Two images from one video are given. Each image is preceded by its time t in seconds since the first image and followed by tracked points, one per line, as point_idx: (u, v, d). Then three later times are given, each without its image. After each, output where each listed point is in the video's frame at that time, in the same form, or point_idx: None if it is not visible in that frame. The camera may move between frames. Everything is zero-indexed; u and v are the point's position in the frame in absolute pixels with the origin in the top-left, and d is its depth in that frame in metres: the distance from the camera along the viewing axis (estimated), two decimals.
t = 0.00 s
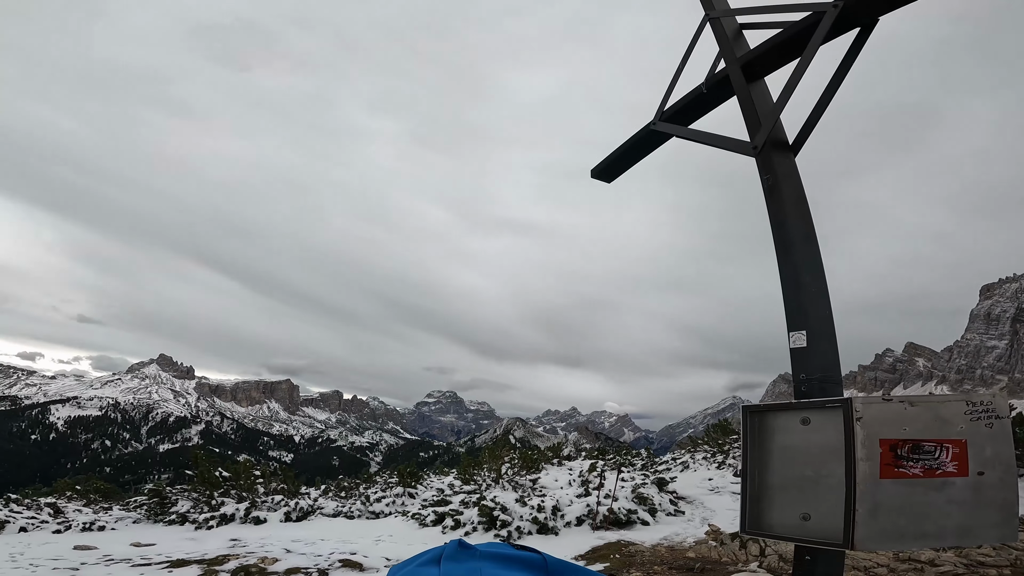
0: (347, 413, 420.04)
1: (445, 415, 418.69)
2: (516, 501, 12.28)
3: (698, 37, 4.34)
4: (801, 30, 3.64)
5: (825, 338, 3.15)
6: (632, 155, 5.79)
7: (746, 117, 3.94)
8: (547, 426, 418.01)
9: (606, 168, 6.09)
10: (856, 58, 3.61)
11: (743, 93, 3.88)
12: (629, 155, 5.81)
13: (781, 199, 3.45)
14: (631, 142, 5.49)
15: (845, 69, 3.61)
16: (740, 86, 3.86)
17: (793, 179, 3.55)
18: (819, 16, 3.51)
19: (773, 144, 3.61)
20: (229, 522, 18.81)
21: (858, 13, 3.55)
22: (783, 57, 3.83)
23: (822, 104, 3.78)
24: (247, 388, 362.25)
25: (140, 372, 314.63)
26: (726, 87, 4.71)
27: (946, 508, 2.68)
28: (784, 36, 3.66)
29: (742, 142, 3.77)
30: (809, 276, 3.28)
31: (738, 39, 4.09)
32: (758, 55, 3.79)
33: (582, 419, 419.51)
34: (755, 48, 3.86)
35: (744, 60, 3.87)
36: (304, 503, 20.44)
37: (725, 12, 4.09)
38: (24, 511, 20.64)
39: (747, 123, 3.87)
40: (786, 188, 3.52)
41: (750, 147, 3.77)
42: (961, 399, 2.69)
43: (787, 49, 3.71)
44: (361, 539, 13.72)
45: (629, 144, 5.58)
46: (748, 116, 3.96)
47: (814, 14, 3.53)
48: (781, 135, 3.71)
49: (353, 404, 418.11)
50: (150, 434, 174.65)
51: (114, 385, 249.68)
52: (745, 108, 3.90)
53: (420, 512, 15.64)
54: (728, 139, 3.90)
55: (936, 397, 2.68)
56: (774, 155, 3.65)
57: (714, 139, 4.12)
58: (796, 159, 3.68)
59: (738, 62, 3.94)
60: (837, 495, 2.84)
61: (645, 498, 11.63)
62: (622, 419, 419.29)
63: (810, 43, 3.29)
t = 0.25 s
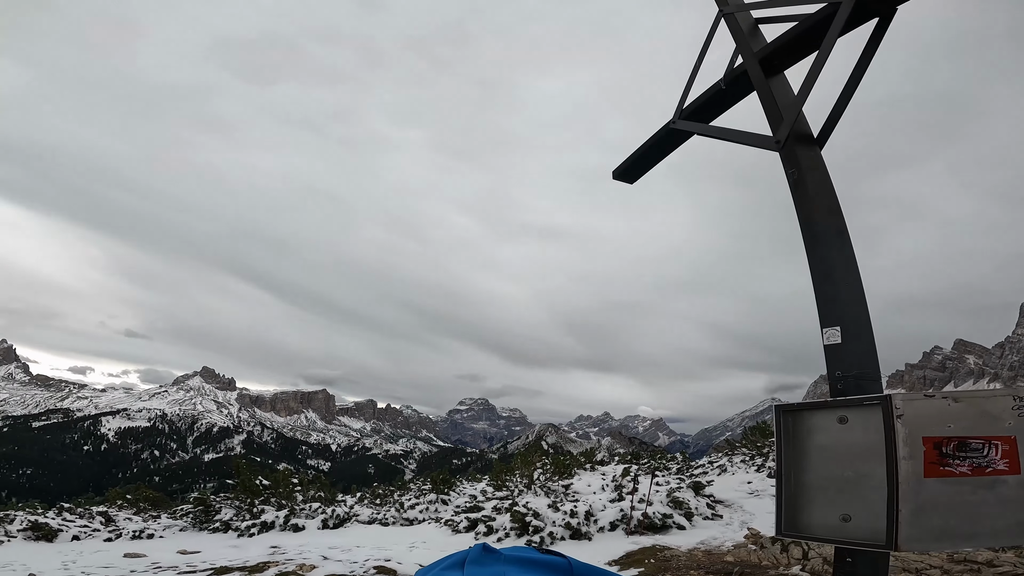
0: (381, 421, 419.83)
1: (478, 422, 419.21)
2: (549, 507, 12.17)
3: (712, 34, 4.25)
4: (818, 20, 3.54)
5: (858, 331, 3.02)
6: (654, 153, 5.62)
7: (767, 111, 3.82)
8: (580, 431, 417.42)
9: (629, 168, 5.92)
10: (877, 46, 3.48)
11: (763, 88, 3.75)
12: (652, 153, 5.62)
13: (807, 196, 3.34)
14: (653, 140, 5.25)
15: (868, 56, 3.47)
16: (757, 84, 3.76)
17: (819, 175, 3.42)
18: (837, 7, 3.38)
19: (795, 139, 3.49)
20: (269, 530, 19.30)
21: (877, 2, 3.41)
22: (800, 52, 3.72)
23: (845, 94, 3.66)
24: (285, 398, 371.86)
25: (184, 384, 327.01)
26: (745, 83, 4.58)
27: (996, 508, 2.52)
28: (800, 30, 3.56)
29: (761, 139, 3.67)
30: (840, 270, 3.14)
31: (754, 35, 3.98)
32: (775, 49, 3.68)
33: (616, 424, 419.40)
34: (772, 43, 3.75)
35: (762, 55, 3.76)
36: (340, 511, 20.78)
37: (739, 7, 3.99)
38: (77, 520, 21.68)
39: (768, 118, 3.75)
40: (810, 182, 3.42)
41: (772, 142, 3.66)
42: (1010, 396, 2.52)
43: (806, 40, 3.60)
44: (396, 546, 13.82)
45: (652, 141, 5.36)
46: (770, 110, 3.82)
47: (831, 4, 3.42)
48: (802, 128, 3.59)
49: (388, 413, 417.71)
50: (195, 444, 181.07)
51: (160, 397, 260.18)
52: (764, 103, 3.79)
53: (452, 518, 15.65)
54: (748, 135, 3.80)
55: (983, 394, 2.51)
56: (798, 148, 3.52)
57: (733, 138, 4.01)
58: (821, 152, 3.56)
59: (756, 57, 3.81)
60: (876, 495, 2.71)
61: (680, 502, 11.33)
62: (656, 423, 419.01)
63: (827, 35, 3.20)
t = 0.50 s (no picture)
0: (404, 425, 420.09)
1: (499, 425, 419.15)
2: (570, 510, 12.09)
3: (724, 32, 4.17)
4: (831, 17, 3.47)
5: (879, 331, 2.95)
6: (671, 154, 5.47)
7: (782, 112, 3.74)
8: (602, 433, 417.21)
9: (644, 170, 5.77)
10: (892, 42, 3.40)
11: (777, 87, 3.68)
12: (667, 153, 5.48)
13: (827, 193, 3.28)
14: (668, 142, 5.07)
15: (885, 49, 3.37)
16: (772, 81, 3.67)
17: (839, 176, 3.35)
18: (848, 2, 3.34)
19: (813, 138, 3.42)
20: (295, 533, 19.61)
21: None
22: (816, 47, 3.64)
23: (863, 91, 3.56)
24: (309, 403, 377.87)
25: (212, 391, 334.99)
26: (759, 82, 4.46)
27: None
28: (812, 26, 3.48)
29: (777, 138, 3.59)
30: (860, 271, 3.07)
31: (767, 32, 3.90)
32: (789, 46, 3.61)
33: (638, 425, 419.24)
34: (783, 40, 3.65)
35: (776, 53, 3.68)
36: (364, 515, 20.98)
37: (750, 6, 3.93)
38: (112, 525, 22.37)
39: (784, 116, 3.66)
40: (827, 180, 3.34)
41: (788, 142, 3.59)
42: None
43: (820, 36, 3.52)
44: (417, 549, 13.88)
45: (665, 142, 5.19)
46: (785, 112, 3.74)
47: (840, 2, 3.37)
48: (819, 125, 3.49)
49: (411, 417, 417.05)
50: (224, 449, 185.25)
51: (190, 404, 266.96)
52: (780, 102, 3.69)
53: (474, 522, 15.68)
54: (762, 136, 3.74)
55: (1010, 396, 2.43)
56: (815, 149, 3.45)
57: (751, 136, 3.89)
58: (840, 151, 3.47)
59: (769, 57, 3.75)
60: (902, 497, 2.62)
61: (705, 504, 11.14)
62: (679, 425, 419.11)
63: (840, 32, 3.13)
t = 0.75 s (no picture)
0: (423, 428, 418.77)
1: (518, 427, 419.34)
2: (589, 511, 12.01)
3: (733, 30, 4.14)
4: (841, 14, 3.41)
5: (898, 328, 2.87)
6: (679, 156, 5.20)
7: (794, 109, 3.65)
8: (621, 434, 416.74)
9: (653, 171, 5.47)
10: (906, 35, 3.33)
11: (789, 85, 3.61)
12: (676, 154, 5.20)
13: (844, 190, 3.20)
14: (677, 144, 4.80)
15: (899, 42, 3.29)
16: (784, 79, 3.59)
17: (854, 174, 3.27)
18: None
19: (827, 135, 3.37)
20: (317, 536, 19.87)
21: None
22: (827, 44, 3.58)
23: (876, 87, 3.49)
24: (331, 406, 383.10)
25: (236, 395, 341.73)
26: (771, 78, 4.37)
27: None
28: (821, 26, 3.44)
29: (791, 136, 3.51)
30: (878, 266, 3.00)
31: (775, 29, 3.85)
32: (799, 44, 3.55)
33: (659, 425, 419.11)
34: (793, 38, 3.59)
35: (787, 48, 3.62)
36: (385, 517, 21.17)
37: (759, 3, 3.88)
38: (141, 528, 22.96)
39: (795, 114, 3.59)
40: (843, 177, 3.28)
41: (803, 138, 3.49)
42: None
43: (831, 33, 3.47)
44: (438, 551, 13.96)
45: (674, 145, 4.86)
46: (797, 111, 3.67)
47: None
48: (832, 121, 3.42)
49: (430, 420, 416.69)
50: (248, 452, 188.81)
51: (215, 408, 272.59)
52: (792, 100, 3.61)
53: (494, 524, 15.67)
54: (774, 133, 3.66)
55: None
56: (830, 145, 3.37)
57: (763, 135, 3.80)
58: (857, 147, 3.37)
59: (781, 51, 3.67)
60: (925, 494, 2.55)
61: (727, 504, 10.97)
62: (700, 425, 419.20)
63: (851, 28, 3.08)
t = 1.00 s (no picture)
0: (440, 431, 419.55)
1: (534, 430, 419.36)
2: (605, 514, 11.92)
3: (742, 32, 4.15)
4: (848, 13, 3.36)
5: (914, 326, 2.79)
6: (687, 166, 4.82)
7: (805, 109, 3.59)
8: (638, 436, 416.65)
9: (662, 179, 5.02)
10: (917, 29, 3.27)
11: (799, 85, 3.57)
12: (683, 165, 4.79)
13: (857, 189, 3.13)
14: (686, 149, 4.54)
15: (910, 37, 3.22)
16: (794, 80, 3.55)
17: (868, 171, 3.19)
18: None
19: (838, 132, 3.30)
20: (335, 539, 20.05)
21: None
22: (835, 45, 3.53)
23: (888, 84, 3.44)
24: (348, 410, 386.28)
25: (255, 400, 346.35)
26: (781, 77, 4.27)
27: None
28: (829, 22, 3.37)
29: (802, 135, 3.41)
30: (894, 266, 2.91)
31: (784, 28, 3.80)
32: (807, 42, 3.51)
33: (676, 428, 419.28)
34: (801, 36, 3.54)
35: (794, 49, 3.59)
36: (401, 520, 21.24)
37: (765, 1, 3.82)
38: (165, 531, 23.41)
39: (808, 115, 3.51)
40: (855, 176, 3.19)
41: (814, 139, 3.41)
42: None
43: (839, 30, 3.41)
44: (454, 554, 13.99)
45: (683, 151, 4.57)
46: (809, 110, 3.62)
47: None
48: (846, 122, 3.33)
49: (446, 424, 417.24)
50: (268, 456, 191.46)
51: (236, 413, 276.72)
52: (804, 101, 3.56)
53: (510, 526, 15.64)
54: (786, 134, 3.53)
55: None
56: (842, 145, 3.30)
57: (772, 135, 3.73)
58: (868, 147, 3.30)
59: (788, 52, 3.64)
60: (946, 499, 2.46)
61: (746, 507, 10.77)
62: (719, 427, 419.37)
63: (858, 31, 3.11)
